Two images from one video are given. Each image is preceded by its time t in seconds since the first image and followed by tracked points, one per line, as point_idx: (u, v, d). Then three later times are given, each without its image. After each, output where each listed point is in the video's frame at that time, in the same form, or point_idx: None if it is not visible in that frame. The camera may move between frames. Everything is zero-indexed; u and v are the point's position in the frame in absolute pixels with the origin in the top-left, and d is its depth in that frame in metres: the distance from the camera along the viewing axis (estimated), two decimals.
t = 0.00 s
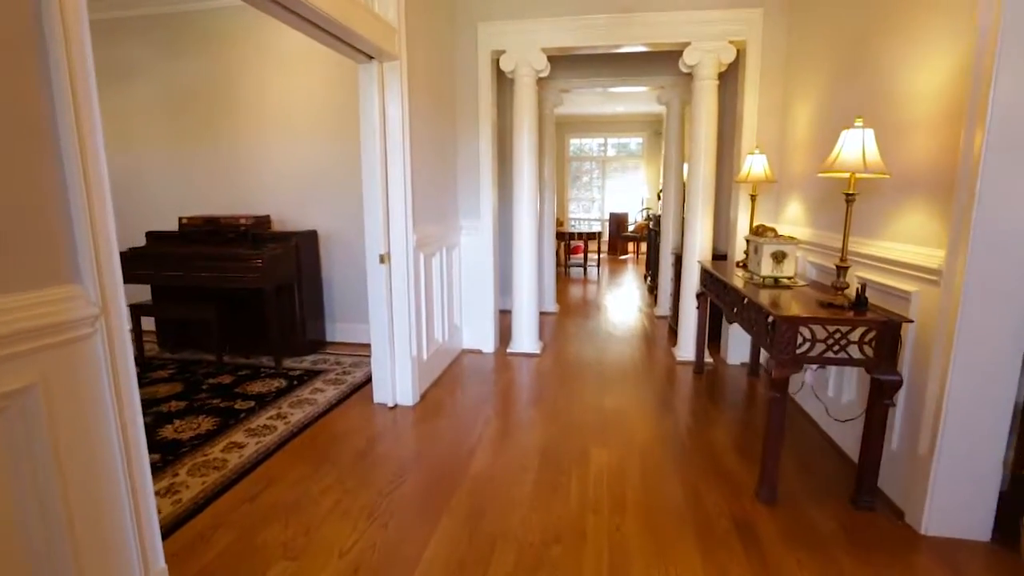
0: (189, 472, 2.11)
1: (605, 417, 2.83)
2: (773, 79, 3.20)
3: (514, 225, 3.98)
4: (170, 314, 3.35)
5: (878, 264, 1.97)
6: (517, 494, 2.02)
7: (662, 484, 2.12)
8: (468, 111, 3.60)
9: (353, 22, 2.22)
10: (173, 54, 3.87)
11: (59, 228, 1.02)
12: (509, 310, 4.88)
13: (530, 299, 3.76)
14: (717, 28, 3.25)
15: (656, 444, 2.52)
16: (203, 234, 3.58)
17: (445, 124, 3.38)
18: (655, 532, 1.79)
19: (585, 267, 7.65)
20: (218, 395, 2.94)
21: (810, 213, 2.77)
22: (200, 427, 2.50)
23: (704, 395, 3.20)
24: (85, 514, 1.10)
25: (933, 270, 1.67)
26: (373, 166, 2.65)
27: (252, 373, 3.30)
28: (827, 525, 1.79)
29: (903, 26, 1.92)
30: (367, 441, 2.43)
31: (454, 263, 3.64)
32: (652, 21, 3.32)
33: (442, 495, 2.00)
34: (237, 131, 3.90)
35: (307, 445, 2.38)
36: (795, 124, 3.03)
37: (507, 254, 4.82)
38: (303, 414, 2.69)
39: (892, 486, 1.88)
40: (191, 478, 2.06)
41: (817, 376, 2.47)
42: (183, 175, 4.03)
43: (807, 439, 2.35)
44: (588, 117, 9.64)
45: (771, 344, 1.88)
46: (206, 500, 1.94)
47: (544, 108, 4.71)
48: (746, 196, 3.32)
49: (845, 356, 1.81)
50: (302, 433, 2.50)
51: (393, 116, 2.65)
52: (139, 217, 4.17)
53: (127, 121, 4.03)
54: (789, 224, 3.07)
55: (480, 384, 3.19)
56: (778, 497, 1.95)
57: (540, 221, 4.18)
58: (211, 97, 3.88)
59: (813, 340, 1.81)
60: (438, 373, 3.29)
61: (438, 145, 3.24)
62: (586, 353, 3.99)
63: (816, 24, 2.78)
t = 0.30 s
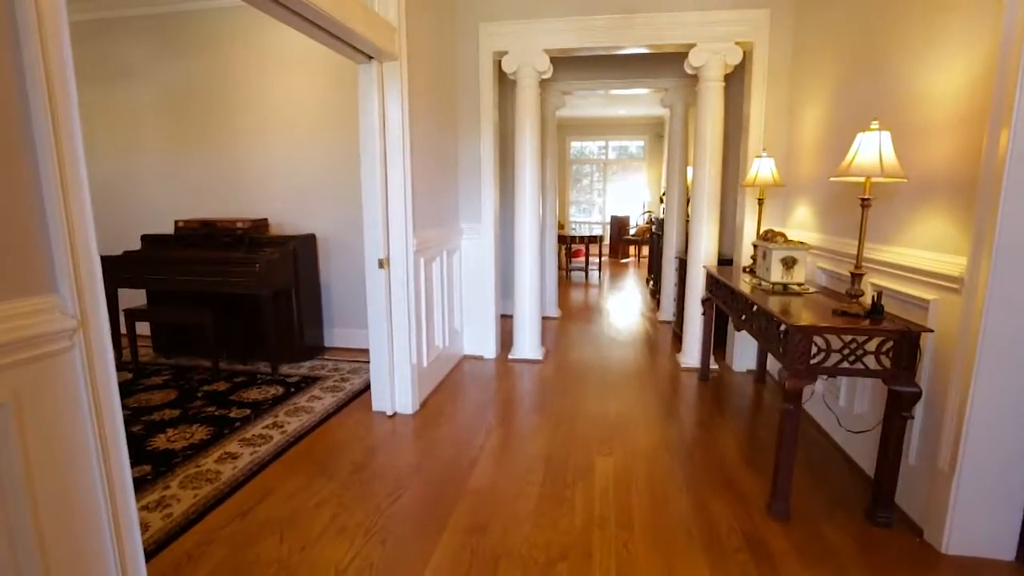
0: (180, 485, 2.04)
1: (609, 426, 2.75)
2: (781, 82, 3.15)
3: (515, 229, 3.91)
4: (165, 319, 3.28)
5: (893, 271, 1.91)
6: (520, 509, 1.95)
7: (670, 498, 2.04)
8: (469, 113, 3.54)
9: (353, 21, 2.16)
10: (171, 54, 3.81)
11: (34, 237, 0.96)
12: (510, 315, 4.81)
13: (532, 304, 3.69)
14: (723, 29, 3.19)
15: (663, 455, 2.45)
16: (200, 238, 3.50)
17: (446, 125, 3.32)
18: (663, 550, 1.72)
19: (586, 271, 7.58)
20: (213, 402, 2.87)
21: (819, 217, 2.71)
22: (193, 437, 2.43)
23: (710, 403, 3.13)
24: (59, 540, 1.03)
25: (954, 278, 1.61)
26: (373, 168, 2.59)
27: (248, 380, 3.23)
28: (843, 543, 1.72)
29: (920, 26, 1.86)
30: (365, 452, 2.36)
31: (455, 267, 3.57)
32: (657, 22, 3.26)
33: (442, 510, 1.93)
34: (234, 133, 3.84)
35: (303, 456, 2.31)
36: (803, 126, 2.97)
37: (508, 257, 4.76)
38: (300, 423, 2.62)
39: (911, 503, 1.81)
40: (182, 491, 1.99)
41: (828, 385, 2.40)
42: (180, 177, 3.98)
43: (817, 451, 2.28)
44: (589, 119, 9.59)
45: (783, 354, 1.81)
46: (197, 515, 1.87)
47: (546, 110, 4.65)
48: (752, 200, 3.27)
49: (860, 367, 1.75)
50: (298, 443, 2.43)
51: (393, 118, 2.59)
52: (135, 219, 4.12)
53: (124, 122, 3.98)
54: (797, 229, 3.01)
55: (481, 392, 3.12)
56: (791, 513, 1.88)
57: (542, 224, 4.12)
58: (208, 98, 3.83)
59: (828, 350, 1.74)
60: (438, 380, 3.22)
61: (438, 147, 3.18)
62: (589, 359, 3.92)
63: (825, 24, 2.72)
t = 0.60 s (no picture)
0: (177, 494, 1.99)
1: (616, 433, 2.69)
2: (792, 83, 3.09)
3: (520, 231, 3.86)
4: (165, 321, 3.24)
5: (913, 276, 1.84)
6: (525, 521, 1.89)
7: (679, 510, 1.98)
8: (474, 114, 3.49)
9: (356, 19, 2.11)
10: (173, 55, 3.79)
11: (13, 240, 0.91)
12: (514, 318, 4.76)
13: (537, 307, 3.63)
14: (733, 28, 3.13)
15: (671, 463, 2.38)
16: (196, 240, 3.46)
17: (450, 126, 3.27)
18: (673, 566, 1.66)
19: (591, 273, 7.51)
20: (213, 406, 2.82)
21: (833, 221, 2.64)
22: (192, 443, 2.39)
23: (719, 410, 3.06)
24: (37, 561, 0.98)
25: (978, 285, 1.54)
26: (375, 170, 2.54)
27: (249, 384, 3.18)
28: (861, 560, 1.65)
29: (942, 23, 1.80)
30: (367, 460, 2.30)
31: (459, 270, 3.52)
32: (665, 21, 3.20)
33: (444, 522, 1.88)
34: (236, 134, 3.80)
35: (303, 464, 2.26)
36: (815, 128, 2.91)
37: (513, 260, 4.70)
38: (300, 429, 2.57)
39: (932, 519, 1.74)
40: (178, 500, 1.94)
41: (842, 393, 2.33)
42: (182, 178, 3.95)
43: (831, 462, 2.21)
44: (594, 121, 9.55)
45: (798, 363, 1.75)
46: (194, 525, 1.82)
47: (551, 111, 4.61)
48: (763, 203, 3.21)
49: (880, 377, 1.68)
50: (298, 449, 2.38)
51: (395, 118, 2.54)
52: (137, 220, 4.09)
53: (126, 122, 3.96)
54: (809, 232, 2.95)
55: (485, 397, 3.07)
56: (806, 527, 1.81)
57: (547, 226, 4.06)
58: (211, 98, 3.79)
59: (845, 359, 1.67)
60: (441, 385, 3.16)
61: (442, 148, 3.13)
62: (595, 363, 3.86)
63: (839, 23, 2.65)
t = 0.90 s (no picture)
0: (171, 504, 1.93)
1: (624, 442, 2.61)
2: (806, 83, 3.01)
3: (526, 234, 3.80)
4: (165, 324, 3.20)
5: (939, 283, 1.76)
6: (529, 537, 1.81)
7: (692, 526, 1.89)
8: (480, 115, 3.42)
9: (359, 15, 2.05)
10: (177, 55, 3.75)
11: None
12: (520, 321, 4.69)
13: (544, 311, 3.56)
14: (745, 26, 3.06)
15: (681, 476, 2.30)
16: (200, 243, 3.39)
17: (455, 127, 3.21)
18: None
19: (597, 276, 7.43)
20: (212, 412, 2.77)
21: (849, 225, 2.56)
22: (189, 450, 2.33)
23: (730, 418, 2.97)
24: None
25: (1011, 293, 1.46)
26: (378, 171, 2.48)
27: (250, 389, 3.12)
28: None
29: (970, 17, 1.71)
30: (367, 470, 2.23)
31: (463, 273, 3.45)
32: (676, 19, 3.13)
33: (446, 537, 1.81)
34: (239, 135, 3.76)
35: (302, 473, 2.20)
36: (831, 128, 2.82)
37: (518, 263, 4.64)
38: (300, 436, 2.51)
39: (960, 539, 1.65)
40: (172, 511, 1.89)
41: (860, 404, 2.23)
42: (185, 179, 3.91)
43: (849, 475, 2.12)
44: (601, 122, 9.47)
45: (817, 374, 1.67)
46: (188, 537, 1.76)
47: (558, 112, 4.54)
48: (775, 205, 3.12)
49: (904, 389, 1.59)
50: (298, 458, 2.32)
51: (398, 117, 2.48)
52: (139, 221, 4.06)
53: (130, 123, 3.93)
54: (824, 236, 2.86)
55: (489, 404, 3.00)
56: (825, 547, 1.72)
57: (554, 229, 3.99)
58: (214, 99, 3.76)
59: (867, 370, 1.59)
60: (445, 391, 3.10)
61: (447, 149, 3.07)
62: (602, 369, 3.78)
63: (856, 20, 2.57)
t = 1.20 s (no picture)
0: (164, 516, 1.87)
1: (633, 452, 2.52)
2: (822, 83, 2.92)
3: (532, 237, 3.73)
4: (166, 329, 3.15)
5: (968, 292, 1.66)
6: (534, 555, 1.74)
7: (705, 545, 1.81)
8: (485, 116, 3.36)
9: (361, 12, 1.99)
10: (181, 56, 3.72)
11: None
12: (526, 326, 4.61)
13: (550, 316, 3.48)
14: (757, 25, 2.98)
15: (692, 489, 2.21)
16: (201, 246, 3.33)
17: (460, 128, 3.15)
18: None
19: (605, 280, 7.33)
20: (211, 419, 2.71)
21: (868, 229, 2.47)
22: (185, 459, 2.28)
23: (742, 428, 2.88)
24: None
25: None
26: (380, 173, 2.42)
27: (251, 395, 3.07)
28: None
29: (1002, 12, 1.62)
30: (368, 481, 2.17)
31: (468, 278, 3.39)
32: (686, 18, 3.06)
33: (447, 553, 1.74)
34: (243, 137, 3.72)
35: (300, 484, 2.13)
36: (847, 129, 2.73)
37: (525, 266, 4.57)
38: (299, 444, 2.45)
39: (992, 563, 1.55)
40: (165, 524, 1.83)
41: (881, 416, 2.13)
42: (188, 181, 3.88)
43: (869, 492, 2.02)
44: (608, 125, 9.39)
45: (838, 388, 1.58)
46: (180, 552, 1.70)
47: (565, 114, 4.47)
48: (790, 209, 3.03)
49: (933, 405, 1.50)
50: (296, 468, 2.25)
51: (400, 117, 2.41)
52: (142, 224, 4.04)
53: (134, 125, 3.91)
54: (841, 241, 2.77)
55: (494, 412, 2.92)
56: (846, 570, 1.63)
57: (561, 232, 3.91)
58: (217, 100, 3.72)
59: (893, 384, 1.50)
60: (449, 399, 3.03)
61: (451, 150, 3.00)
62: (610, 375, 3.69)
63: (875, 17, 2.48)
